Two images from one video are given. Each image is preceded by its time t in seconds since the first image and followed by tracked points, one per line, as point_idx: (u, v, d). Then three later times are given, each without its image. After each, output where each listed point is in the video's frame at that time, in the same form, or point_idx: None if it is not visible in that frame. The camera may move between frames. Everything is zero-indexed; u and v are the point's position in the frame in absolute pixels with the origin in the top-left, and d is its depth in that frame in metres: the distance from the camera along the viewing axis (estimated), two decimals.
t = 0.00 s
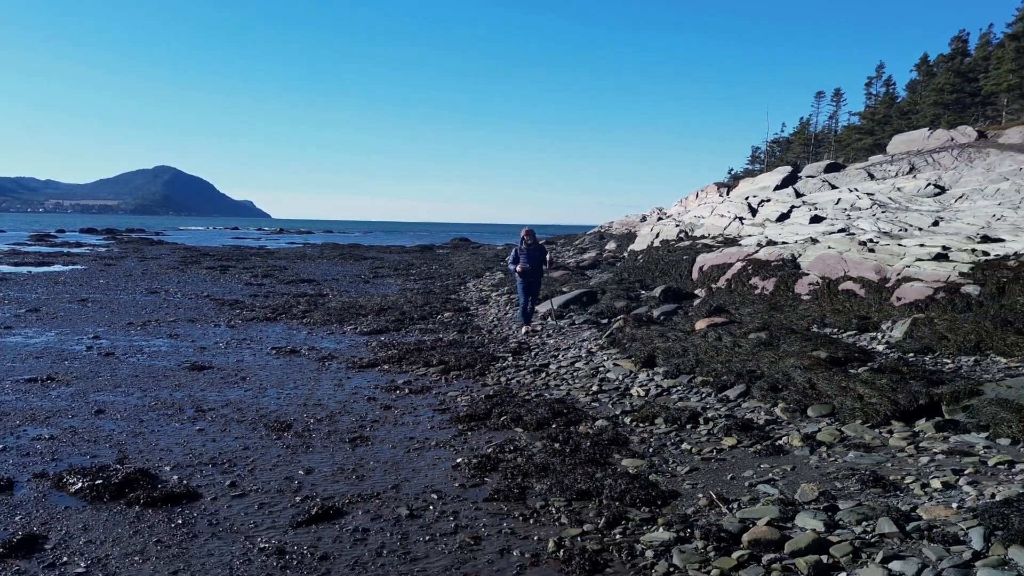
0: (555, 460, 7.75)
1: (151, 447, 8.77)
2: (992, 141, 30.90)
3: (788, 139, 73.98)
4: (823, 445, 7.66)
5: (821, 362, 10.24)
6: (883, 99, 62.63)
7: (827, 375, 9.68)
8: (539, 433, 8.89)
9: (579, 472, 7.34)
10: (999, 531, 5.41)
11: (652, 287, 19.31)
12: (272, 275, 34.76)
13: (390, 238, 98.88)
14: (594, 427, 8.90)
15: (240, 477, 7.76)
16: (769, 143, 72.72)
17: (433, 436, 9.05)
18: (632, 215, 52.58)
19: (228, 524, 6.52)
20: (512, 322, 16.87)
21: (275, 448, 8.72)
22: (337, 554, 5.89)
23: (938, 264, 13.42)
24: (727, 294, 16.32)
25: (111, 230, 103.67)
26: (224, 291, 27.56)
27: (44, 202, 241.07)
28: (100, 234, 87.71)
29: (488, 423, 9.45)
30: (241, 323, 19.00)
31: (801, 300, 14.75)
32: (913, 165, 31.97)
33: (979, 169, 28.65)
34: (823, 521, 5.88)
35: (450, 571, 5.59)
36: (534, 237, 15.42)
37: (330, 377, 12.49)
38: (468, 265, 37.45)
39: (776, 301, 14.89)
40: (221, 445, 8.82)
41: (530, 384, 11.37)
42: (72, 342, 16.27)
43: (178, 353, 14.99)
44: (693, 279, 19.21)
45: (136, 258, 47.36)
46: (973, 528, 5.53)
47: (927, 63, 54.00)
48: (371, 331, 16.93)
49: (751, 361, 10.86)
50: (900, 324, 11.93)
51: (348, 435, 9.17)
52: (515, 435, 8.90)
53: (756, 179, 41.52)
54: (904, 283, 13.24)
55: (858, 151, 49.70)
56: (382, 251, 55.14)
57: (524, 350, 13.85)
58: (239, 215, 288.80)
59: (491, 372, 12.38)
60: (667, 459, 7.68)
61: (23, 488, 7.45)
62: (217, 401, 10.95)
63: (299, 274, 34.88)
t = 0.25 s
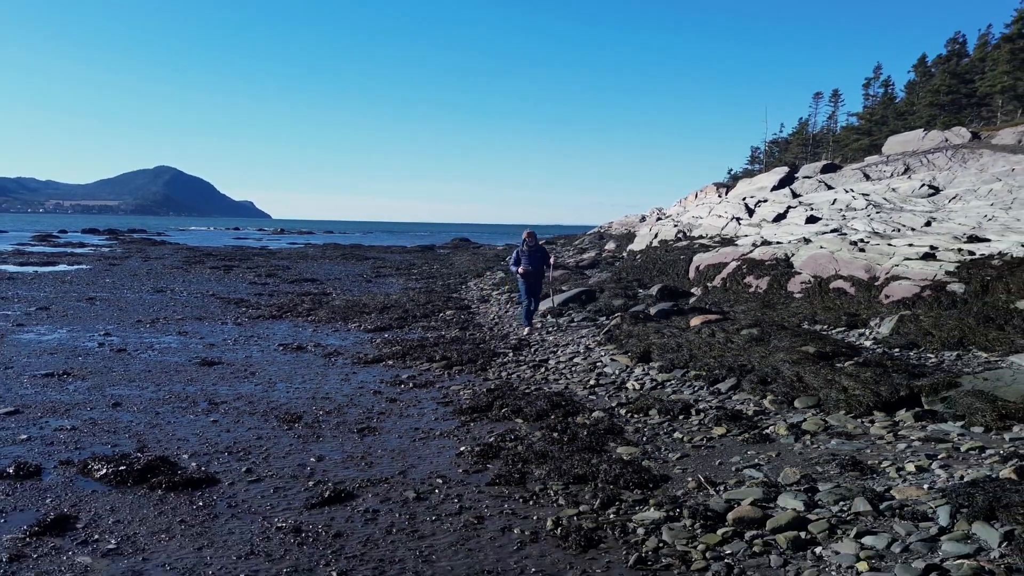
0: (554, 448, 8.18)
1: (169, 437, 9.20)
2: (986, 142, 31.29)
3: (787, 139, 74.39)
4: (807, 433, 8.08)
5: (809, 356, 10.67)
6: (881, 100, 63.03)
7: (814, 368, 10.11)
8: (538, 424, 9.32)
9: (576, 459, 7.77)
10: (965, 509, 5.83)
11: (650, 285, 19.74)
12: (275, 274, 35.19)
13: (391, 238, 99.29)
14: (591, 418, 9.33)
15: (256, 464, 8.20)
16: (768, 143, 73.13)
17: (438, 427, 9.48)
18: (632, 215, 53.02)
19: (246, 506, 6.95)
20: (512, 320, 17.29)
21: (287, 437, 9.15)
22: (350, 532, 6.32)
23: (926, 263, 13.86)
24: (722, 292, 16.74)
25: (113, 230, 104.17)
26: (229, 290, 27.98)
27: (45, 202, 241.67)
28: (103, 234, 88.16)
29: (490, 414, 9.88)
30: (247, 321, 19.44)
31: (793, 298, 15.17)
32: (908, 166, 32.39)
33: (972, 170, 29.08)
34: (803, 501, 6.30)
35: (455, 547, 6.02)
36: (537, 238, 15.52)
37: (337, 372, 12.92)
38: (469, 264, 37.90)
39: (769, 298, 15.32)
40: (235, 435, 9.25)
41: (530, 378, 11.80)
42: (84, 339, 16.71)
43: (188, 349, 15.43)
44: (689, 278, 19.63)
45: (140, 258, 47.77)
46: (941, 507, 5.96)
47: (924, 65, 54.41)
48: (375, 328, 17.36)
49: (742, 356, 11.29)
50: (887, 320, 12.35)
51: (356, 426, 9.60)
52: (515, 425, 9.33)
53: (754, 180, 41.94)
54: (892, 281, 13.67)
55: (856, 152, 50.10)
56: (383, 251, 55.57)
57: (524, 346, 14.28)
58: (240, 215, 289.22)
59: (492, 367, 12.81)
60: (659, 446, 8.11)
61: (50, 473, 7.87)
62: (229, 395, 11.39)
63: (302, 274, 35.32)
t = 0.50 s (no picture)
0: (552, 436, 8.67)
1: (188, 426, 9.70)
2: (979, 143, 31.78)
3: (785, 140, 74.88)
4: (792, 421, 8.56)
5: (797, 350, 11.15)
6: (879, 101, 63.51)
7: (801, 362, 10.60)
8: (538, 414, 9.81)
9: (573, 445, 8.26)
10: (931, 487, 6.32)
11: (647, 284, 20.23)
12: (279, 273, 35.68)
13: (392, 238, 99.77)
14: (588, 408, 9.82)
15: (271, 450, 8.69)
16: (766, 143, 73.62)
17: (442, 417, 9.98)
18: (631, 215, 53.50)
19: (264, 487, 7.44)
20: (513, 318, 17.75)
21: (299, 427, 9.64)
22: (363, 510, 6.81)
23: (912, 261, 14.34)
24: (716, 290, 17.23)
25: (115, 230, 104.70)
26: (234, 289, 28.46)
27: (46, 202, 242.20)
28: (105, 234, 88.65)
29: (492, 405, 10.37)
30: (254, 319, 19.95)
31: (785, 295, 15.65)
32: (902, 167, 32.88)
33: (965, 171, 29.56)
34: (783, 481, 6.79)
35: (460, 522, 6.50)
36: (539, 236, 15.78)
37: (344, 367, 13.41)
38: (470, 264, 38.39)
39: (762, 296, 15.81)
40: (250, 425, 9.75)
41: (530, 372, 12.29)
42: (97, 336, 17.20)
43: (199, 346, 15.92)
44: (685, 277, 20.12)
45: (144, 258, 48.22)
46: (910, 486, 6.44)
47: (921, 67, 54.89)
48: (379, 326, 17.86)
49: (733, 350, 11.77)
50: (873, 317, 12.84)
51: (365, 416, 10.10)
52: (516, 416, 9.82)
53: (751, 181, 42.42)
54: (880, 279, 14.14)
55: (852, 153, 50.60)
56: (384, 251, 56.12)
57: (524, 343, 14.77)
58: (241, 215, 289.69)
59: (494, 362, 13.29)
60: (652, 434, 8.59)
61: (78, 459, 8.36)
62: (241, 388, 11.88)
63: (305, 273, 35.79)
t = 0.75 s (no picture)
0: (552, 426, 9.09)
1: (202, 418, 10.11)
2: (973, 144, 32.18)
3: (784, 141, 75.28)
4: (780, 411, 8.98)
5: (788, 346, 11.57)
6: (876, 102, 63.97)
7: (791, 357, 11.02)
8: (538, 406, 10.22)
9: (572, 434, 8.68)
10: (907, 471, 6.73)
11: (645, 283, 20.64)
12: (282, 273, 36.11)
13: (392, 238, 100.19)
14: (586, 401, 10.23)
15: (284, 440, 9.11)
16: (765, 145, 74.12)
17: (446, 409, 10.40)
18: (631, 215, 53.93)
19: (279, 473, 7.86)
20: (514, 316, 18.14)
21: (309, 418, 10.06)
22: (373, 493, 7.23)
23: (902, 260, 14.76)
24: (712, 289, 17.64)
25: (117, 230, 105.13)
26: (239, 288, 28.88)
27: (47, 203, 242.63)
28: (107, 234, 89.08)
29: (494, 398, 10.79)
30: (261, 317, 20.38)
31: (779, 294, 16.07)
32: (898, 168, 33.29)
33: (960, 172, 29.97)
34: (770, 466, 7.21)
35: (465, 505, 6.92)
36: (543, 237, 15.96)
37: (350, 363, 13.83)
38: (470, 263, 38.83)
39: (757, 294, 16.22)
40: (262, 416, 10.17)
41: (531, 367, 12.71)
42: (108, 334, 17.62)
43: (208, 343, 16.35)
44: (682, 276, 20.53)
45: (147, 257, 48.63)
46: (888, 470, 6.86)
47: (918, 68, 55.34)
48: (383, 323, 18.28)
49: (727, 346, 12.19)
50: (863, 314, 13.26)
51: (372, 409, 10.52)
52: (517, 408, 10.23)
53: (749, 181, 42.85)
54: (871, 277, 14.56)
55: (850, 154, 51.02)
56: (386, 251, 56.58)
57: (525, 339, 15.19)
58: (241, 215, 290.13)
59: (496, 358, 13.71)
60: (647, 424, 9.01)
61: (101, 447, 8.79)
62: (252, 382, 12.31)
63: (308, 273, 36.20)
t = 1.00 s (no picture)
0: (550, 417, 9.56)
1: (217, 409, 10.59)
2: (967, 146, 32.65)
3: (783, 141, 75.72)
4: (767, 402, 9.46)
5: (778, 342, 12.05)
6: (873, 103, 64.46)
7: (780, 352, 11.50)
8: (537, 399, 10.70)
9: (569, 424, 9.15)
10: (882, 456, 7.21)
11: (642, 282, 21.12)
12: (285, 272, 36.56)
13: (393, 238, 100.62)
14: (584, 394, 10.71)
15: (296, 430, 9.58)
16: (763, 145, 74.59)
17: (450, 402, 10.87)
18: (630, 215, 54.40)
19: (294, 460, 8.33)
20: (515, 314, 18.58)
21: (319, 410, 10.55)
22: (382, 478, 7.71)
23: (890, 260, 15.24)
24: (707, 288, 18.12)
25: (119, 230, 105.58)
26: (243, 287, 29.36)
27: (47, 203, 242.99)
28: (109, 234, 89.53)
29: (495, 392, 11.26)
30: (267, 315, 20.85)
31: (771, 292, 16.54)
32: (892, 169, 33.76)
33: (953, 173, 30.45)
34: (754, 452, 7.68)
35: (469, 488, 7.40)
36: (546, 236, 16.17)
37: (356, 359, 14.31)
38: (471, 263, 39.30)
39: (750, 293, 16.70)
40: (273, 408, 10.64)
41: (530, 363, 13.19)
42: (119, 331, 18.09)
43: (217, 339, 16.82)
44: (679, 275, 21.01)
45: (151, 257, 49.12)
46: (864, 455, 7.33)
47: (914, 69, 55.85)
48: (386, 321, 18.76)
49: (719, 342, 12.67)
50: (851, 311, 13.74)
51: (379, 402, 11.00)
52: (518, 400, 10.71)
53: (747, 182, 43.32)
54: (860, 276, 15.03)
55: (847, 154, 51.47)
56: (386, 251, 57.02)
57: (525, 336, 15.66)
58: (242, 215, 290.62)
59: (496, 354, 14.18)
60: (641, 415, 9.48)
61: (123, 437, 9.27)
62: (262, 377, 12.78)
63: (311, 272, 36.68)
